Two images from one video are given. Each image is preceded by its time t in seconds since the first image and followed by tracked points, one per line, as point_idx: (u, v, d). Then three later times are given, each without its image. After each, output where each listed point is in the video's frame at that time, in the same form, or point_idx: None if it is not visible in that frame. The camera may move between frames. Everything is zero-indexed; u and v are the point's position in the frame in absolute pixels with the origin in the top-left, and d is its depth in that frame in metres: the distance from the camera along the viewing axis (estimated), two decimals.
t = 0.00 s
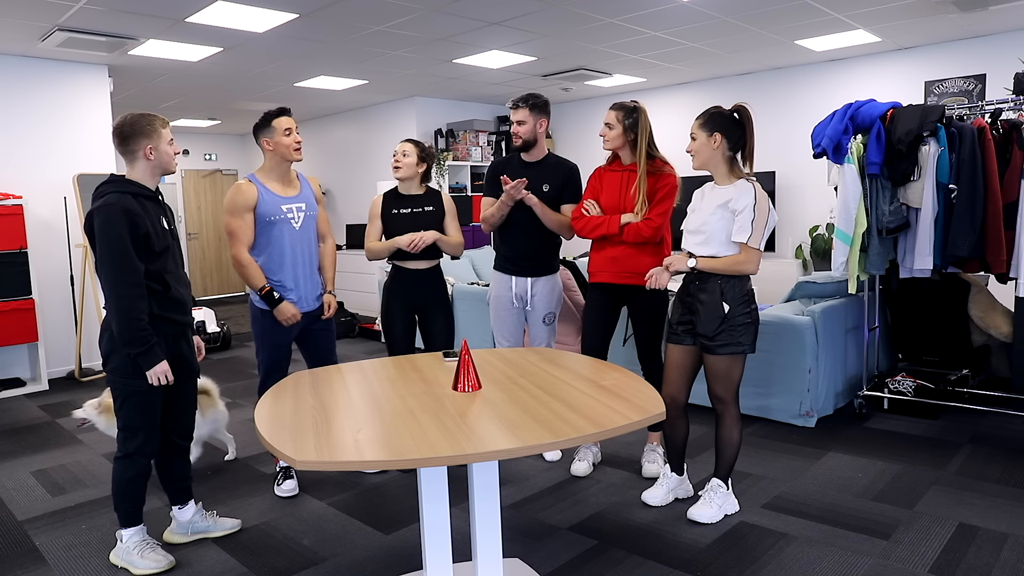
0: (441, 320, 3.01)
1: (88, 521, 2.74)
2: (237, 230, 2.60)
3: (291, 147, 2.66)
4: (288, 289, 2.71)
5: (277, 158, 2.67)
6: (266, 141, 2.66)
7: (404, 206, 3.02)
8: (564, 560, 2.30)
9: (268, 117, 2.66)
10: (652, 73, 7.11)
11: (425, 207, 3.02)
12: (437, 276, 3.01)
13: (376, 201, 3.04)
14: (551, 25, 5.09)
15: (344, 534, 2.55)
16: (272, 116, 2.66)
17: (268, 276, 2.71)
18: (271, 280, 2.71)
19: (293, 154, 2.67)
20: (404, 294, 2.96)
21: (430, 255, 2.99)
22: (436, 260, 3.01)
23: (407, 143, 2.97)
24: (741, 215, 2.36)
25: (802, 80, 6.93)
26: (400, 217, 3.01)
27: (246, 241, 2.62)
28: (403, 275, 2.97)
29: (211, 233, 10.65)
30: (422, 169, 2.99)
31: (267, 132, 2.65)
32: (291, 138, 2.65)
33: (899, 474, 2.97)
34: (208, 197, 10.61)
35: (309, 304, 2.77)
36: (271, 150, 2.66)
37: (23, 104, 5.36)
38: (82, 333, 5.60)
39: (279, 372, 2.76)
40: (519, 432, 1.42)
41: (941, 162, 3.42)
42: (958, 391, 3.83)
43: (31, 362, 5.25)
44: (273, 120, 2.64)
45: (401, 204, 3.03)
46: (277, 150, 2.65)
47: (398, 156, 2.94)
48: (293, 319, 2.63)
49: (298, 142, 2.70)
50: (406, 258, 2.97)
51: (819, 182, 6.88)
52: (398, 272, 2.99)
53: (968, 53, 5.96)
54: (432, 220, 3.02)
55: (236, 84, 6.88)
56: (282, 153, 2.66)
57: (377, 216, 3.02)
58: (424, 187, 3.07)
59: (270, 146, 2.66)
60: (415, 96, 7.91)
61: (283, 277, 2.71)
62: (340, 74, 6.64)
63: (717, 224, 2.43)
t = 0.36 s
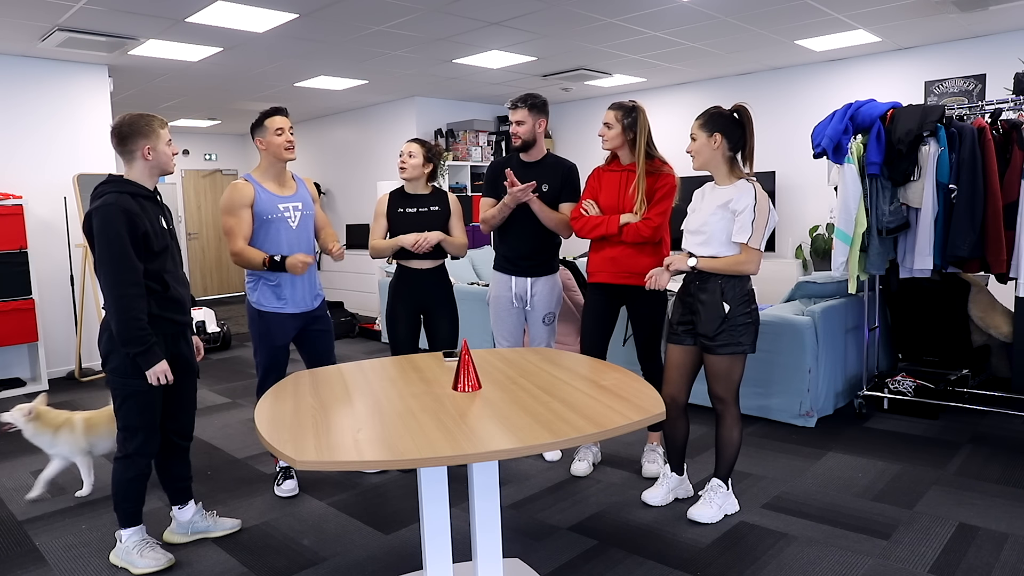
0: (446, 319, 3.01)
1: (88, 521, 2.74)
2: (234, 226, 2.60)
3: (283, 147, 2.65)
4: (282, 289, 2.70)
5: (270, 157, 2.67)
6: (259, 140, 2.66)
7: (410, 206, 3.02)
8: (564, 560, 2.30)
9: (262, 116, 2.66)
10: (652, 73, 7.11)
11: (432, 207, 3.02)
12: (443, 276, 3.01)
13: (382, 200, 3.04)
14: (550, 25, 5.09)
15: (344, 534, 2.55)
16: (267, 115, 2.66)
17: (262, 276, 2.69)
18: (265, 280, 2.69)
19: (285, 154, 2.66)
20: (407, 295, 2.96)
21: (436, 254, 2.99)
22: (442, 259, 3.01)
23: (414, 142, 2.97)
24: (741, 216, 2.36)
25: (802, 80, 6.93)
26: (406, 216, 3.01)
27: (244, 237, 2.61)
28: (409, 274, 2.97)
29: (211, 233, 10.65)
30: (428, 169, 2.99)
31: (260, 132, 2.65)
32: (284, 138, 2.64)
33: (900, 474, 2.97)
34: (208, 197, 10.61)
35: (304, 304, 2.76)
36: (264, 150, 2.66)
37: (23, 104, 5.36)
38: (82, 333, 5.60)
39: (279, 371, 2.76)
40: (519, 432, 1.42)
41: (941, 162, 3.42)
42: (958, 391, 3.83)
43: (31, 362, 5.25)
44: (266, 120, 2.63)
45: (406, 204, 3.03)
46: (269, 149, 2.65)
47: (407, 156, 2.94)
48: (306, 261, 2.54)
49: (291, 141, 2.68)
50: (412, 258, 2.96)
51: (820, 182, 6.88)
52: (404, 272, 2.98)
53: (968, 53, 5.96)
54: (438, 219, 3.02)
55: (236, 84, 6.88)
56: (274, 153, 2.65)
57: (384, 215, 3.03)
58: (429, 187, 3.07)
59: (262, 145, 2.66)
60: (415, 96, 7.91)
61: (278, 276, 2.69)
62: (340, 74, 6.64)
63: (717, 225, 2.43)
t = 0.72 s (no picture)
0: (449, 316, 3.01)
1: (88, 522, 2.74)
2: (234, 226, 2.61)
3: (276, 149, 2.65)
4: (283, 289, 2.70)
5: (266, 158, 2.68)
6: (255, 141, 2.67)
7: (415, 206, 3.01)
8: (564, 560, 2.30)
9: (263, 116, 2.66)
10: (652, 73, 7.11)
11: (434, 207, 3.03)
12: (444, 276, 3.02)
13: (383, 202, 3.01)
14: (550, 25, 5.08)
15: (344, 534, 2.55)
16: (267, 115, 2.65)
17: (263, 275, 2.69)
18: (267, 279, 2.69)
19: (280, 156, 2.66)
20: (408, 295, 2.96)
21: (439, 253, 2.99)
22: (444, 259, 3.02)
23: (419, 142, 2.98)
24: (741, 215, 2.36)
25: (802, 80, 6.93)
26: (410, 216, 3.00)
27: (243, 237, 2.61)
28: (412, 274, 2.96)
29: (211, 233, 10.65)
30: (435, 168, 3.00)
31: (258, 132, 2.66)
32: (279, 141, 2.64)
33: (900, 474, 2.97)
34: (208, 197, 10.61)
35: (306, 303, 2.75)
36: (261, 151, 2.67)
37: (23, 104, 5.36)
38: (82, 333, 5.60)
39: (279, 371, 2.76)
40: (519, 432, 1.42)
41: (941, 162, 3.42)
42: (958, 391, 3.83)
43: (31, 362, 5.25)
44: (265, 121, 2.63)
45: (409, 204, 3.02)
46: (264, 151, 2.66)
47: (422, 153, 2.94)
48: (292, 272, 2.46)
49: (288, 143, 2.68)
50: (414, 259, 2.96)
51: (820, 182, 6.88)
52: (407, 271, 2.98)
53: (968, 53, 5.96)
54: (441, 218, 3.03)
55: (236, 84, 6.88)
56: (269, 154, 2.66)
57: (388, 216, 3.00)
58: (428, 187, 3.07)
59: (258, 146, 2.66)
60: (415, 96, 7.91)
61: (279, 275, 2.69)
62: (340, 74, 6.64)
63: (717, 224, 2.43)
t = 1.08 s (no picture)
0: (449, 317, 3.01)
1: (88, 521, 2.74)
2: (232, 232, 2.61)
3: (290, 146, 2.66)
4: (286, 289, 2.70)
5: (276, 157, 2.67)
6: (265, 141, 2.65)
7: (413, 210, 3.02)
8: (564, 560, 2.30)
9: (265, 117, 2.65)
10: (652, 73, 7.11)
11: (431, 208, 3.04)
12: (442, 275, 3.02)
13: (383, 204, 3.00)
14: (550, 25, 5.08)
15: (344, 534, 2.55)
16: (270, 115, 2.65)
17: (264, 276, 2.70)
18: (268, 279, 2.70)
19: (293, 153, 2.67)
20: (407, 295, 2.96)
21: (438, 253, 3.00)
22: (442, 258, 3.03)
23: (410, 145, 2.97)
24: (741, 215, 2.36)
25: (802, 80, 6.93)
26: (410, 219, 3.00)
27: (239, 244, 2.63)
28: (412, 274, 2.97)
29: (211, 233, 10.65)
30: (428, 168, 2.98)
31: (266, 132, 2.64)
32: (290, 138, 2.65)
33: (900, 474, 2.97)
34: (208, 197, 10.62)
35: (309, 303, 2.76)
36: (270, 150, 2.66)
37: (23, 104, 5.37)
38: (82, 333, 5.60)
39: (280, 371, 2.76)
40: (519, 432, 1.42)
41: (941, 162, 3.42)
42: (958, 391, 3.83)
43: (31, 362, 5.25)
44: (272, 120, 2.63)
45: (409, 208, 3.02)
46: (276, 150, 2.65)
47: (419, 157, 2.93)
48: (257, 334, 2.67)
49: (296, 141, 2.69)
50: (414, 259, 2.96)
51: (819, 182, 6.88)
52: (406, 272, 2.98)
53: (968, 53, 5.96)
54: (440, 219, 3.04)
55: (236, 84, 6.88)
56: (281, 153, 2.65)
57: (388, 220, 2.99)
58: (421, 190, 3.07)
59: (268, 146, 2.65)
60: (415, 96, 7.91)
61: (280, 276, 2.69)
62: (339, 74, 6.64)
63: (717, 224, 2.42)
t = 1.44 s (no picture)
0: (446, 316, 3.02)
1: (88, 521, 2.74)
2: (224, 232, 2.61)
3: (284, 149, 2.65)
4: (278, 289, 2.71)
5: (269, 160, 2.66)
6: (257, 143, 2.65)
7: (407, 211, 3.01)
8: (564, 560, 2.30)
9: (258, 120, 2.64)
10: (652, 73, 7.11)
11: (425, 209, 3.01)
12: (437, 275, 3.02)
13: (378, 204, 3.00)
14: (550, 25, 5.08)
15: (345, 534, 2.55)
16: (264, 117, 2.64)
17: (257, 275, 2.71)
18: (262, 280, 2.70)
19: (286, 157, 2.66)
20: (406, 295, 2.96)
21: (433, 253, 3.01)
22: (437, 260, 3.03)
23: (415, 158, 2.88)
24: (741, 216, 2.36)
25: (802, 80, 6.93)
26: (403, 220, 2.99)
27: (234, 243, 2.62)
28: (409, 274, 2.97)
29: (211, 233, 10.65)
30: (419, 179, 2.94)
31: (259, 134, 2.64)
32: (284, 141, 2.65)
33: (900, 474, 2.97)
34: (208, 197, 10.62)
35: (304, 302, 2.76)
36: (263, 153, 2.65)
37: (23, 104, 5.37)
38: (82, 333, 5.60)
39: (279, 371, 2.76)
40: (519, 432, 1.42)
41: (941, 162, 3.42)
42: (958, 391, 3.83)
43: (31, 362, 5.25)
44: (266, 123, 2.62)
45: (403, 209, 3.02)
46: (270, 153, 2.64)
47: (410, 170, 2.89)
48: (261, 328, 2.61)
49: (290, 144, 2.69)
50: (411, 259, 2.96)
51: (819, 182, 6.88)
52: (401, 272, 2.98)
53: (968, 53, 5.96)
54: (433, 219, 3.02)
55: (236, 84, 6.88)
56: (275, 156, 2.65)
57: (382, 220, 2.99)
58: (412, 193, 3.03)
59: (261, 149, 2.64)
60: (415, 96, 7.91)
61: (273, 276, 2.70)
62: (339, 74, 6.64)
63: (717, 225, 2.43)
